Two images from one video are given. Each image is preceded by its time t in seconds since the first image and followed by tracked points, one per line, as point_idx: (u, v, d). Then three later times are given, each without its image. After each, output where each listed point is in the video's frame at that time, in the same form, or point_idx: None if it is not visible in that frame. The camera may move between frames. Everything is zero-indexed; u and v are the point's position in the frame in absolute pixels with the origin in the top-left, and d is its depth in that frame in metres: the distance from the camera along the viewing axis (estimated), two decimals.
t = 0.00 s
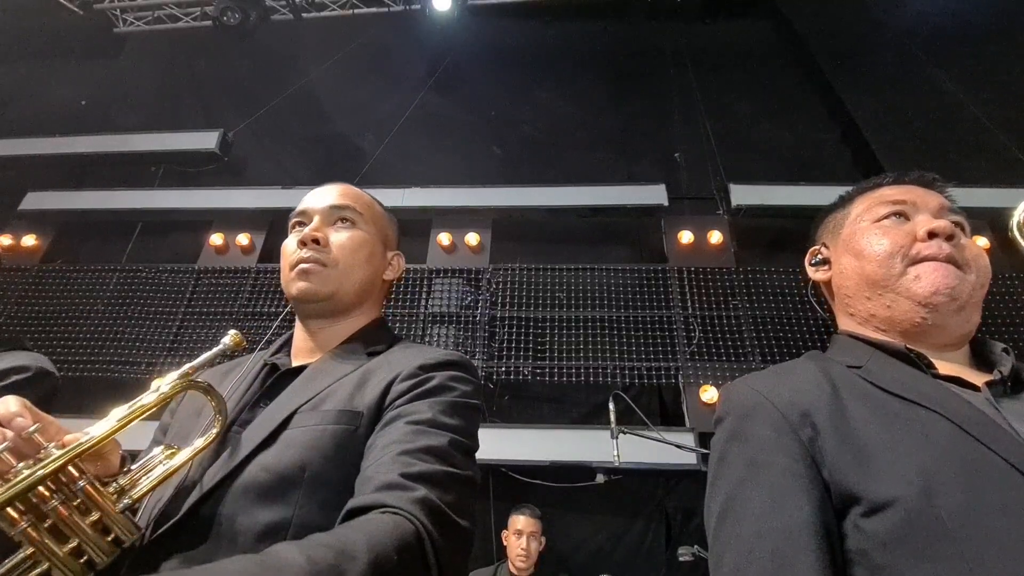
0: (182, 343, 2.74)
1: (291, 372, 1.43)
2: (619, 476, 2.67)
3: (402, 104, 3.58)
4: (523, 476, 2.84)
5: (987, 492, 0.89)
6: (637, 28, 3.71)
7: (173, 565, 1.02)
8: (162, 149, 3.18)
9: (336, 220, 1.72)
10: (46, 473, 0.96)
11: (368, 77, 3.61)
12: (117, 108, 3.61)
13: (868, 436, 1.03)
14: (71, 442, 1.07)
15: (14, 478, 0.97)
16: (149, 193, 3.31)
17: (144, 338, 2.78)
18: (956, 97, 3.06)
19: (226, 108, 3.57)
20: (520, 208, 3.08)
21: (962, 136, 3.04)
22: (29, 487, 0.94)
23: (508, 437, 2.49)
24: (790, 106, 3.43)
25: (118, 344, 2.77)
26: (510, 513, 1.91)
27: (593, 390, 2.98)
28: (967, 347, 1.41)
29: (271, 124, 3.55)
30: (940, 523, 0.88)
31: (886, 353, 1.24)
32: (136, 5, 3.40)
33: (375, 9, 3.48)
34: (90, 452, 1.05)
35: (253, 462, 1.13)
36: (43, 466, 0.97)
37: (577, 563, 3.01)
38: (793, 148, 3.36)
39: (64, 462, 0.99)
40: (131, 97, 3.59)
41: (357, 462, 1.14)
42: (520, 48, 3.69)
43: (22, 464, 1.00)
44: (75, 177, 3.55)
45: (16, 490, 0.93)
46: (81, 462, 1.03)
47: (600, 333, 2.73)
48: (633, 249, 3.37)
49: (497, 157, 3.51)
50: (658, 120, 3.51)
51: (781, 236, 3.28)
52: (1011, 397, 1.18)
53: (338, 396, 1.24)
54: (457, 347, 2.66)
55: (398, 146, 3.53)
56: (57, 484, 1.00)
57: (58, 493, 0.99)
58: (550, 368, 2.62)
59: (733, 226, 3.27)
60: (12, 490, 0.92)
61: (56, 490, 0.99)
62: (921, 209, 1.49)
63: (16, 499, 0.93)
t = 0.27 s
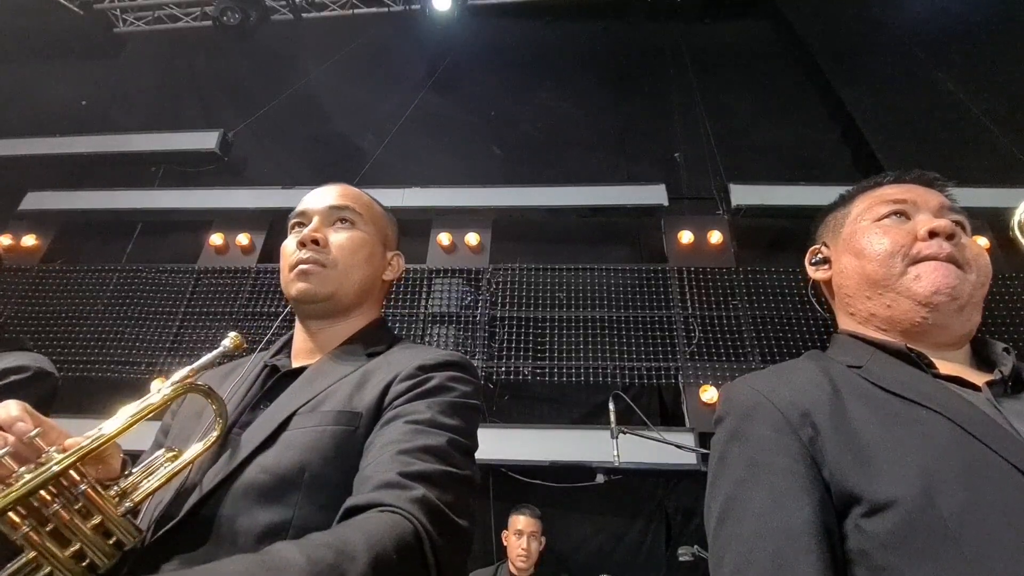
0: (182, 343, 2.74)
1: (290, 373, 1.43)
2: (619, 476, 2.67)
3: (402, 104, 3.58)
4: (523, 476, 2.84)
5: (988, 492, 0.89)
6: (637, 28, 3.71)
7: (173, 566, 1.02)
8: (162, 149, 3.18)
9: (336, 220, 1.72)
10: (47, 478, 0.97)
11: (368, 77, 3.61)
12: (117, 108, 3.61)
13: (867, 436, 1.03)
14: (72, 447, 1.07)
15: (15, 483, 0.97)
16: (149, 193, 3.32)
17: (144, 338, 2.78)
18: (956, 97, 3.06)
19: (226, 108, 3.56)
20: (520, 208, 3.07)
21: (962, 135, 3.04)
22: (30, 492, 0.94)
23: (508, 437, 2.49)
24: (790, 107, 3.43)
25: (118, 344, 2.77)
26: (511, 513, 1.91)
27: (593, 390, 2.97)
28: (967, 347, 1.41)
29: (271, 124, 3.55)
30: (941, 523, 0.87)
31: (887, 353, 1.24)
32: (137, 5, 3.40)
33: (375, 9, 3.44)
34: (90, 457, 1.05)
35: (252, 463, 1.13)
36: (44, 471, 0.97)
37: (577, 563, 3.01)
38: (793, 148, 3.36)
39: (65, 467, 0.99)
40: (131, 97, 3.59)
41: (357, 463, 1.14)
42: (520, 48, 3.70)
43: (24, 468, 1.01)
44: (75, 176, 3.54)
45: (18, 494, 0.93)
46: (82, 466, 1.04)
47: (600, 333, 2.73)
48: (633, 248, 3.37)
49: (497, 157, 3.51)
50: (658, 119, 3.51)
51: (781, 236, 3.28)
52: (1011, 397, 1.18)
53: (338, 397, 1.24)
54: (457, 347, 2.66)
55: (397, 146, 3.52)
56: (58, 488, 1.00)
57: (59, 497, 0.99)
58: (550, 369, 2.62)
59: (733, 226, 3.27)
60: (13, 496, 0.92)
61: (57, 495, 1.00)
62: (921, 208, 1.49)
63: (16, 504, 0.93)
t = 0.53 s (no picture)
0: (182, 343, 2.74)
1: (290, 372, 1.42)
2: (619, 476, 2.67)
3: (402, 104, 3.57)
4: (523, 476, 2.84)
5: (988, 492, 0.89)
6: (637, 28, 3.77)
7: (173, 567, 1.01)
8: (162, 149, 3.18)
9: (336, 220, 1.71)
10: (48, 482, 0.96)
11: (369, 77, 3.63)
12: (117, 108, 3.61)
13: (867, 435, 1.03)
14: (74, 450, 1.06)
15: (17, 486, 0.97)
16: (149, 193, 3.31)
17: (144, 339, 2.78)
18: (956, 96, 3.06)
19: (225, 108, 3.56)
20: (520, 207, 3.07)
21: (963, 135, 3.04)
22: (30, 496, 0.94)
23: (507, 437, 2.49)
24: (790, 106, 3.44)
25: (118, 344, 2.77)
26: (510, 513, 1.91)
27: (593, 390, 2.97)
28: (968, 347, 1.41)
29: (271, 124, 3.55)
30: (941, 522, 0.87)
31: (888, 352, 1.24)
32: (137, 5, 3.42)
33: (375, 9, 3.48)
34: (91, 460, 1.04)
35: (253, 463, 1.13)
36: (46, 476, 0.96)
37: (577, 564, 3.01)
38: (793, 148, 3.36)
39: (66, 471, 0.98)
40: (131, 97, 3.59)
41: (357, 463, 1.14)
42: (520, 49, 3.72)
43: (27, 472, 1.00)
44: (75, 176, 3.54)
45: (19, 499, 0.93)
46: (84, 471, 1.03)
47: (600, 333, 2.73)
48: (633, 248, 3.37)
49: (497, 158, 3.44)
50: (657, 119, 3.51)
51: (781, 236, 3.28)
52: (1012, 396, 1.18)
53: (338, 398, 1.24)
54: (457, 347, 2.66)
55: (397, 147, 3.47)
56: (60, 492, 0.99)
57: (61, 501, 0.99)
58: (550, 369, 2.62)
59: (733, 226, 3.27)
60: (14, 500, 0.92)
61: (60, 498, 0.99)
62: (921, 208, 1.48)
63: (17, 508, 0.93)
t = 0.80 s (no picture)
0: (182, 343, 2.74)
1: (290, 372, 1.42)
2: (619, 476, 2.67)
3: (402, 104, 3.57)
4: (523, 476, 2.85)
5: (987, 492, 0.89)
6: (637, 28, 3.78)
7: (175, 568, 1.02)
8: (162, 149, 3.18)
9: (336, 220, 1.71)
10: (48, 484, 0.96)
11: (369, 77, 3.63)
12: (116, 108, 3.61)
13: (867, 435, 1.03)
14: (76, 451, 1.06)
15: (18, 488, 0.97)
16: (148, 193, 3.31)
17: (144, 339, 2.78)
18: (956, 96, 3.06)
19: (225, 108, 3.55)
20: (520, 207, 3.07)
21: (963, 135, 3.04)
22: (30, 498, 0.94)
23: (507, 437, 2.49)
24: (789, 106, 3.44)
25: (118, 344, 2.77)
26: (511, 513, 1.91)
27: (593, 390, 2.98)
28: (967, 347, 1.41)
29: (271, 124, 3.54)
30: (940, 522, 0.88)
31: (888, 353, 1.24)
32: (137, 5, 3.42)
33: (375, 9, 3.48)
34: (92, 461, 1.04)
35: (253, 464, 1.13)
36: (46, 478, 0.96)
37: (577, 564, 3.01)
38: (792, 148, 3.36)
39: (66, 473, 0.98)
40: (131, 97, 3.59)
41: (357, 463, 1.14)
42: (519, 49, 3.73)
43: (28, 473, 1.00)
44: (75, 176, 3.54)
45: (18, 502, 0.93)
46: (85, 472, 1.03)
47: (600, 333, 2.73)
48: (633, 248, 3.37)
49: (498, 158, 3.41)
50: (657, 119, 3.51)
51: (781, 236, 3.28)
52: (1011, 397, 1.18)
53: (338, 398, 1.24)
54: (457, 346, 2.66)
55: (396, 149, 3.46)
56: (61, 493, 0.99)
57: (63, 502, 0.99)
58: (550, 369, 2.62)
59: (733, 227, 3.27)
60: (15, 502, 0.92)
61: (61, 500, 0.99)
62: (921, 209, 1.49)
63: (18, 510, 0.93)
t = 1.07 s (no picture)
0: (182, 343, 2.74)
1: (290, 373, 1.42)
2: (619, 476, 2.67)
3: (402, 104, 3.57)
4: (523, 476, 2.85)
5: (986, 492, 0.89)
6: (637, 28, 3.77)
7: (176, 569, 1.02)
8: (162, 149, 3.18)
9: (337, 220, 1.71)
10: (48, 483, 0.96)
11: (369, 77, 3.63)
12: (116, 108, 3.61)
13: (867, 436, 1.03)
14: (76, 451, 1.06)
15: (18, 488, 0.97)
16: (148, 193, 3.31)
17: (145, 339, 2.78)
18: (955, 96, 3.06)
19: (225, 108, 3.56)
20: (520, 207, 3.07)
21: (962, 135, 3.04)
22: (30, 498, 0.94)
23: (507, 437, 2.49)
24: (789, 106, 3.44)
25: (118, 344, 2.77)
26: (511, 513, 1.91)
27: (593, 390, 2.98)
28: (966, 348, 1.41)
29: (271, 124, 3.54)
30: (940, 522, 0.88)
31: (887, 353, 1.24)
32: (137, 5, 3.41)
33: (375, 9, 3.47)
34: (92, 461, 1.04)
35: (254, 464, 1.13)
36: (46, 477, 0.96)
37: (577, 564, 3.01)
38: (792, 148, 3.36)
39: (66, 473, 0.98)
40: (132, 97, 3.59)
41: (357, 463, 1.14)
42: (519, 50, 3.73)
43: (28, 474, 1.00)
44: (75, 176, 3.54)
45: (19, 501, 0.93)
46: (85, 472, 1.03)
47: (600, 333, 2.73)
48: (633, 248, 3.37)
49: (497, 158, 3.44)
50: (657, 118, 3.51)
51: (781, 236, 3.28)
52: (1010, 398, 1.18)
53: (339, 399, 1.24)
54: (457, 346, 2.66)
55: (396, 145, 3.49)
56: (61, 494, 0.99)
57: (63, 502, 0.99)
58: (550, 368, 2.62)
59: (733, 227, 3.27)
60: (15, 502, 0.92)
61: (61, 500, 0.99)
62: (920, 210, 1.49)
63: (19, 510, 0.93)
